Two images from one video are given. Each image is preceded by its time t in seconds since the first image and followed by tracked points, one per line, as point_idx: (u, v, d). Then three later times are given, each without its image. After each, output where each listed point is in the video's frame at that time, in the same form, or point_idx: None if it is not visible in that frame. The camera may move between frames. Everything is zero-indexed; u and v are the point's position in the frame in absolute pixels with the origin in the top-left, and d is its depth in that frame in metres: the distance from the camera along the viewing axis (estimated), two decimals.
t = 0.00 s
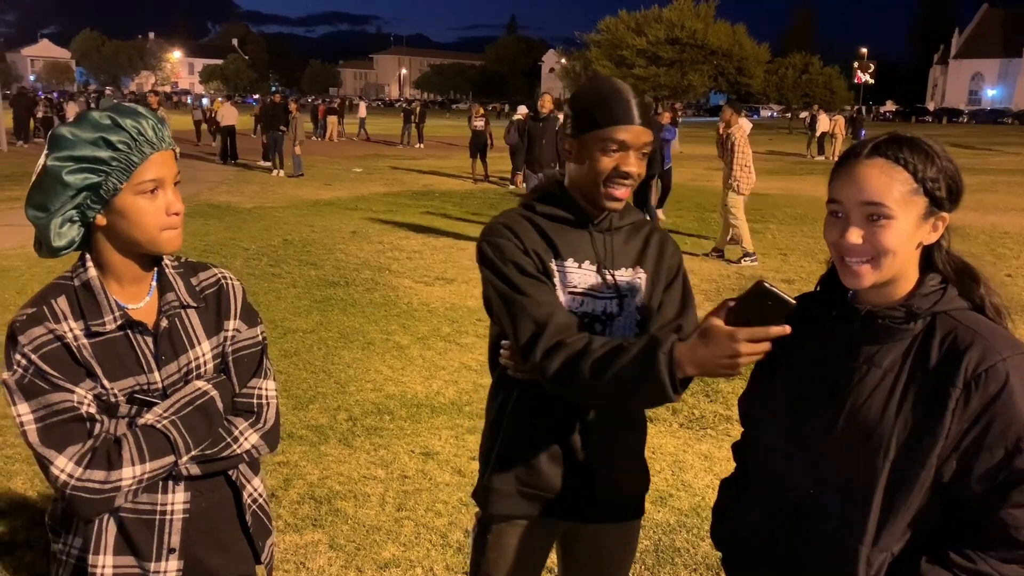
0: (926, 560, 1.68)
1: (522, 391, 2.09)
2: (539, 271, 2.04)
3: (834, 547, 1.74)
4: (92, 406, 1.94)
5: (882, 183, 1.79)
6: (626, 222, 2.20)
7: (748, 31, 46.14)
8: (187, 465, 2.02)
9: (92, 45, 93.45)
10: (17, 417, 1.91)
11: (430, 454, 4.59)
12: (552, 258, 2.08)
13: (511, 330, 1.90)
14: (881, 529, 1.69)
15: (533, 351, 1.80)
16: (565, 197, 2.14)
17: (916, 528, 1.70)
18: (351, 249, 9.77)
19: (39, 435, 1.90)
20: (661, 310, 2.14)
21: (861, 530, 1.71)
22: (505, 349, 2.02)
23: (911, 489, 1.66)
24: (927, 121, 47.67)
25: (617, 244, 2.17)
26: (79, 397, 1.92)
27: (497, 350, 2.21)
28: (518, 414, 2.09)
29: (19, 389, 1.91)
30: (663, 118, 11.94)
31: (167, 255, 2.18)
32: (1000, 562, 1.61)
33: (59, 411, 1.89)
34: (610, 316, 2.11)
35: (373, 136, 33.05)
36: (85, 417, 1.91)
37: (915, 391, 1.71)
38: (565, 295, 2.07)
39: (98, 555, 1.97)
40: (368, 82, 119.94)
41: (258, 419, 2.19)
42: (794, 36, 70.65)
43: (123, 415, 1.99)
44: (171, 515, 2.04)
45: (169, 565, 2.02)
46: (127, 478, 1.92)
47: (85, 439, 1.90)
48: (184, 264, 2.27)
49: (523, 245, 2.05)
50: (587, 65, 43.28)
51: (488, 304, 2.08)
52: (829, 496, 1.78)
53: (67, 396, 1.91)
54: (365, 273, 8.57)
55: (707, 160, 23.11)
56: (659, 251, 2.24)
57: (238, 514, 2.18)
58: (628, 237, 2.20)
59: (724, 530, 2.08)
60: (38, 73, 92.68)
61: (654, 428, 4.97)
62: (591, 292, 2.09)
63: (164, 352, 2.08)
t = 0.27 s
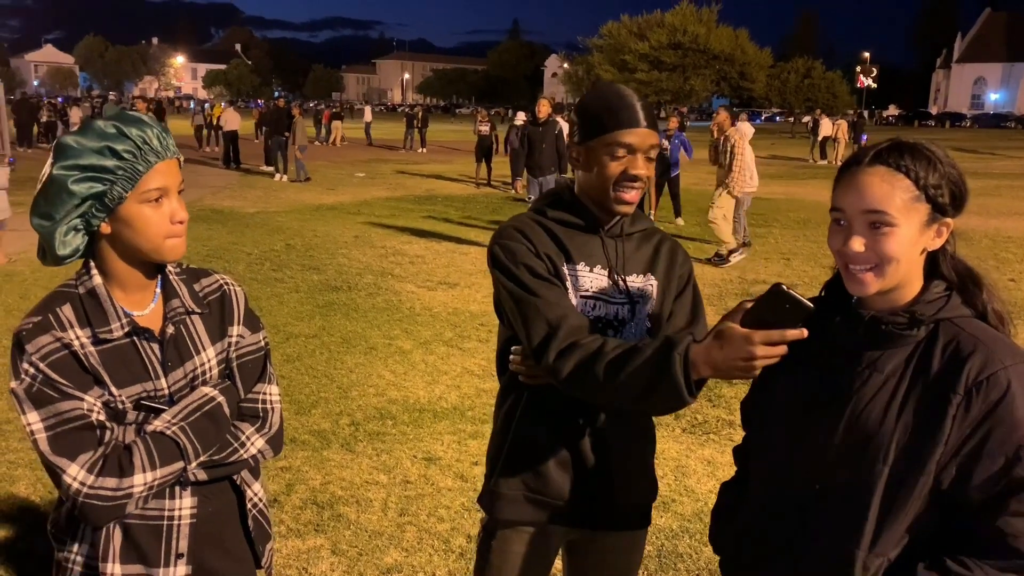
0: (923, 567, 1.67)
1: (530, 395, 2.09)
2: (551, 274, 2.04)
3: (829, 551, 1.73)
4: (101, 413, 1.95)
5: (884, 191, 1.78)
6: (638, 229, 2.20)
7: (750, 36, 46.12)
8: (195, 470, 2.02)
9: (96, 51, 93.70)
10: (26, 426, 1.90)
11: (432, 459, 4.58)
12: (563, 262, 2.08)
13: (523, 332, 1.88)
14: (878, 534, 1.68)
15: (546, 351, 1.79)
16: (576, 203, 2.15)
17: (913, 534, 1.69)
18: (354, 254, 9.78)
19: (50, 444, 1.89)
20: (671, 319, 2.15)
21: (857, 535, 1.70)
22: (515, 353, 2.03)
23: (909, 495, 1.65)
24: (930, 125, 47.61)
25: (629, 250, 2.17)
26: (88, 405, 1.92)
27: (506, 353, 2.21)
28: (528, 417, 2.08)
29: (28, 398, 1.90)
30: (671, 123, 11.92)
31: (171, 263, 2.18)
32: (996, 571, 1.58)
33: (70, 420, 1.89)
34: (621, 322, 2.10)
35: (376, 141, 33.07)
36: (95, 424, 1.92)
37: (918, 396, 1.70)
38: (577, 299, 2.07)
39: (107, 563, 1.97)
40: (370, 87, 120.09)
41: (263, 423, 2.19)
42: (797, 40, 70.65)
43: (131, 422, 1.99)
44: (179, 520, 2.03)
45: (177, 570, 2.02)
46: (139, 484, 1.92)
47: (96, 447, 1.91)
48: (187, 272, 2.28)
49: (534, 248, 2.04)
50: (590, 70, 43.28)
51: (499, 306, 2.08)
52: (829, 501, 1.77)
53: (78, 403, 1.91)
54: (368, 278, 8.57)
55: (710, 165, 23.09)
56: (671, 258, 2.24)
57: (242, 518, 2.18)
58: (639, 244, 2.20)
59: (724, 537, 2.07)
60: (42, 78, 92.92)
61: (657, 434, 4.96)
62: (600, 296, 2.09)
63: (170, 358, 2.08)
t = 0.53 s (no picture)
0: (913, 565, 1.65)
1: (530, 397, 2.09)
2: (552, 276, 2.03)
3: (821, 548, 1.73)
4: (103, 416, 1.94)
5: (886, 190, 1.78)
6: (640, 232, 2.20)
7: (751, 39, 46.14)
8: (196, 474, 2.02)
9: (97, 53, 93.75)
10: (27, 427, 1.90)
11: (432, 461, 4.58)
12: (565, 263, 2.07)
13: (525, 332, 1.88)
14: (867, 532, 1.67)
15: (546, 353, 1.78)
16: (578, 205, 2.15)
17: (904, 533, 1.68)
18: (355, 257, 9.77)
19: (51, 446, 1.89)
20: (676, 321, 2.13)
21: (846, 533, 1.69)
22: (516, 354, 2.03)
23: (899, 493, 1.64)
24: (931, 128, 47.61)
25: (632, 252, 2.17)
26: (90, 407, 1.92)
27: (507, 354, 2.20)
28: (529, 418, 2.07)
29: (30, 399, 1.90)
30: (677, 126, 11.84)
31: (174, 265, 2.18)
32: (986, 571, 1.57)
33: (71, 422, 1.89)
34: (625, 324, 2.10)
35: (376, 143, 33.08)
36: (96, 427, 1.91)
37: (912, 396, 1.69)
38: (580, 301, 2.07)
39: (107, 565, 1.97)
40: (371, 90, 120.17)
41: (264, 428, 2.18)
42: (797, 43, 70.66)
43: (132, 424, 1.99)
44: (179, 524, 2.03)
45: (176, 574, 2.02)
46: (139, 487, 1.91)
47: (97, 449, 1.90)
48: (191, 275, 2.27)
49: (535, 249, 2.04)
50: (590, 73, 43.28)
51: (501, 307, 2.08)
52: (823, 501, 1.76)
53: (79, 406, 1.90)
54: (368, 281, 8.57)
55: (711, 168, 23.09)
56: (674, 261, 2.23)
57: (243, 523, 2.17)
58: (642, 246, 2.20)
59: (719, 536, 2.06)
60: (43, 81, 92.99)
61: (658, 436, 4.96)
62: (601, 297, 2.08)
63: (173, 361, 2.07)
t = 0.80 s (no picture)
0: (908, 567, 1.65)
1: (530, 399, 2.09)
2: (552, 278, 2.03)
3: (818, 549, 1.73)
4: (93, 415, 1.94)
5: (886, 190, 1.78)
6: (640, 234, 2.20)
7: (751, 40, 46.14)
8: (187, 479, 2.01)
9: (96, 53, 93.73)
10: (18, 424, 1.91)
11: (432, 462, 4.58)
12: (565, 266, 2.07)
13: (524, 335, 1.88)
14: (865, 534, 1.67)
15: (547, 355, 1.78)
16: (579, 206, 2.14)
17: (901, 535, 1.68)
18: (355, 257, 9.78)
19: (39, 443, 1.90)
20: (676, 322, 2.12)
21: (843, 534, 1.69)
22: (517, 356, 2.03)
23: (895, 494, 1.64)
24: (930, 129, 47.64)
25: (632, 254, 2.17)
26: (80, 406, 1.92)
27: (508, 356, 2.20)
28: (531, 419, 2.08)
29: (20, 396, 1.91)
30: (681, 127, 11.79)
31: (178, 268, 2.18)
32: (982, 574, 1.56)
33: (61, 420, 1.89)
34: (625, 326, 2.10)
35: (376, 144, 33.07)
36: (85, 427, 1.91)
37: (909, 397, 1.69)
38: (580, 303, 2.07)
39: (97, 564, 1.97)
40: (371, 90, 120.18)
41: (260, 435, 2.15)
42: (797, 44, 70.68)
43: (125, 425, 1.98)
44: (171, 527, 2.02)
45: None
46: (124, 489, 1.91)
47: (83, 449, 1.90)
48: (194, 277, 2.27)
49: (536, 251, 2.04)
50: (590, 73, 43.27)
51: (500, 308, 2.08)
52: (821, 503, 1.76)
53: (68, 405, 1.91)
54: (368, 281, 8.57)
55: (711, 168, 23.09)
56: (675, 263, 2.23)
57: (242, 528, 2.16)
58: (642, 248, 2.20)
59: (721, 538, 2.06)
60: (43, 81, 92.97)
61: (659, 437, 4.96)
62: (600, 299, 2.09)
63: (170, 364, 2.07)
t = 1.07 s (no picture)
0: (912, 569, 1.65)
1: (530, 399, 2.08)
2: (551, 279, 2.02)
3: (822, 551, 1.73)
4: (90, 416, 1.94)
5: (885, 191, 1.77)
6: (637, 234, 2.19)
7: (750, 39, 46.11)
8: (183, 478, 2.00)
9: (93, 52, 93.62)
10: (16, 424, 1.91)
11: (431, 461, 4.57)
12: (564, 266, 2.07)
13: (522, 335, 1.87)
14: (866, 535, 1.67)
15: (546, 356, 1.78)
16: (576, 206, 2.14)
17: (903, 537, 1.68)
18: (353, 256, 9.77)
19: (36, 443, 1.90)
20: (674, 321, 2.12)
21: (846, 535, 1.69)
22: (515, 358, 2.02)
23: (897, 496, 1.64)
24: (929, 128, 47.65)
25: (629, 253, 2.17)
26: (76, 407, 1.92)
27: (507, 357, 2.20)
28: (531, 420, 2.07)
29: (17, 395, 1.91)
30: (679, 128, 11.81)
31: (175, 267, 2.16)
32: (984, 574, 1.57)
33: (58, 420, 1.89)
34: (624, 326, 2.10)
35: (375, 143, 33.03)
36: (81, 426, 1.91)
37: (911, 398, 1.68)
38: (579, 303, 2.07)
39: (93, 563, 1.97)
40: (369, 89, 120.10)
41: (256, 434, 2.15)
42: (797, 43, 70.67)
43: (122, 425, 1.98)
44: (167, 526, 2.02)
45: None
46: (121, 490, 1.90)
47: (80, 449, 1.90)
48: (192, 276, 2.26)
49: (534, 252, 2.04)
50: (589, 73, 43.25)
51: (498, 310, 2.07)
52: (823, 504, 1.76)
53: (65, 405, 1.91)
54: (367, 280, 8.56)
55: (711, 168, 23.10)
56: (673, 262, 2.23)
57: (239, 526, 2.15)
58: (640, 248, 2.20)
59: (724, 538, 2.06)
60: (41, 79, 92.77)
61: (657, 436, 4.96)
62: (600, 299, 2.08)
63: (168, 364, 2.06)
